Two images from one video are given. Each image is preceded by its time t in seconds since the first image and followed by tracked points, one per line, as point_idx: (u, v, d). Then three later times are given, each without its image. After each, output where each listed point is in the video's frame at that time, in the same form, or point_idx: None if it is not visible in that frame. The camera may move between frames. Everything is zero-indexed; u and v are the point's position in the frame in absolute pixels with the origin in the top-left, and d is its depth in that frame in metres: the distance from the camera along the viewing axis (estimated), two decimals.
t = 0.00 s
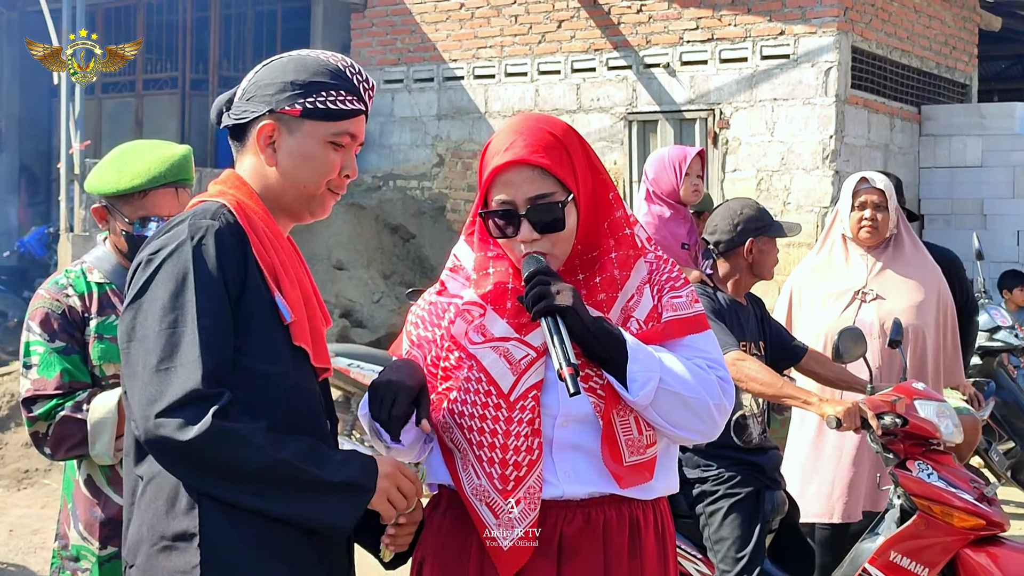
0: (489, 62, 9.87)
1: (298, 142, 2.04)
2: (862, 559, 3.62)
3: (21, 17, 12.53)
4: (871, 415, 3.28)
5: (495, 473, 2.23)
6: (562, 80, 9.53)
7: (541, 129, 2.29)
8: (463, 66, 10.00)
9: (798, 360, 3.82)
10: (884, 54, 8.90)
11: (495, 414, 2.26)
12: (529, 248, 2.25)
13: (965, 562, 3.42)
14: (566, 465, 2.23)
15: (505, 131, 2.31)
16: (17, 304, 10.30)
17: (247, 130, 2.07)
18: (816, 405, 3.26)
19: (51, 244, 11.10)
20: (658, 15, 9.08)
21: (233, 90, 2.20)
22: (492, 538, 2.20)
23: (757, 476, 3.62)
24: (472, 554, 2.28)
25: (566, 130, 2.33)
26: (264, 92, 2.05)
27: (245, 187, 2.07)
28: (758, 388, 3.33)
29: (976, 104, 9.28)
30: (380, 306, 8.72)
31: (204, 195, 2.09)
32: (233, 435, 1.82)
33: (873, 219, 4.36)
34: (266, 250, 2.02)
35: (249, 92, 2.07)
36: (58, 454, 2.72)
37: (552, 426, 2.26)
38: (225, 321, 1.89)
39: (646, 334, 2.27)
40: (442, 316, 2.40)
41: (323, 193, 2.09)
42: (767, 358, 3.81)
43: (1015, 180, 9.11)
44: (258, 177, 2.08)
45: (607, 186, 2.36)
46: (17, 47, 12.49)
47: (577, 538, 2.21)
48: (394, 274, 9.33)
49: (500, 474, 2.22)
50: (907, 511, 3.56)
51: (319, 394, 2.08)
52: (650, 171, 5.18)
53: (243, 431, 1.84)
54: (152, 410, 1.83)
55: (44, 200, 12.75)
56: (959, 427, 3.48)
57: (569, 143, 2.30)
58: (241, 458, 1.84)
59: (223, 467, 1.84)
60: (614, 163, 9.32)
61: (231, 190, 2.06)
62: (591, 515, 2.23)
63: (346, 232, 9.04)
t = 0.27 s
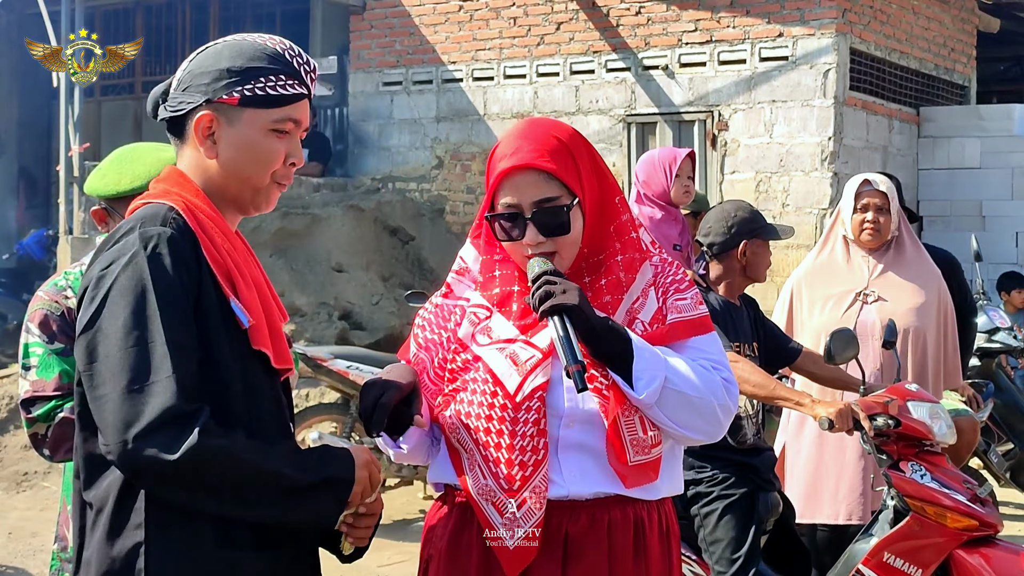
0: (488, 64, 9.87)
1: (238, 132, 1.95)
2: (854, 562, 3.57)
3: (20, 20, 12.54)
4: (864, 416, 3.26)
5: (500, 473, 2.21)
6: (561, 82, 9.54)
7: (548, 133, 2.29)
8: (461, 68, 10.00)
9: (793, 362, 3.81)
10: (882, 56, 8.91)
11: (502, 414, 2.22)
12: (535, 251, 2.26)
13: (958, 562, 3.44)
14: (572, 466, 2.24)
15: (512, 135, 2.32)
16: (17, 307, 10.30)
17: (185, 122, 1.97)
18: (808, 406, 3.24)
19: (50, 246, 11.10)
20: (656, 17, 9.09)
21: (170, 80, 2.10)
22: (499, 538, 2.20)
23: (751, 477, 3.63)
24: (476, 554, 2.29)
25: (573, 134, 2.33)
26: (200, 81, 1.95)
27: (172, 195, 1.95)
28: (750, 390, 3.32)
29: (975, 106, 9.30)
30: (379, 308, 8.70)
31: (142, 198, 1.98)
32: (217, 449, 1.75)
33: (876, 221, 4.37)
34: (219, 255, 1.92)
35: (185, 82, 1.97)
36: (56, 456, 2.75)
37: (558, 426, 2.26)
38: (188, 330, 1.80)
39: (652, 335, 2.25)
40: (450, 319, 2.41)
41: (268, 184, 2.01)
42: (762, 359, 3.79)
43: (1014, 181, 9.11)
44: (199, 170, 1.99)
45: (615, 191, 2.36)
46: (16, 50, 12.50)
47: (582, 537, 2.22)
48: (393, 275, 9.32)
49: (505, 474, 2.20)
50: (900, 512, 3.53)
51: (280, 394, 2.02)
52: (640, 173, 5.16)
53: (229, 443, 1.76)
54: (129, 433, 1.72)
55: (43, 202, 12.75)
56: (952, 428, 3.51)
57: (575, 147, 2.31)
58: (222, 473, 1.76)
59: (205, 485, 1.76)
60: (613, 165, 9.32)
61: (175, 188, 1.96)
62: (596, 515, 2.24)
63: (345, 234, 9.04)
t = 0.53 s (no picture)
0: (486, 65, 9.88)
1: (190, 129, 1.89)
2: (850, 561, 3.56)
3: (18, 21, 12.54)
4: (860, 416, 3.28)
5: (509, 472, 2.21)
6: (559, 83, 9.54)
7: (557, 132, 2.31)
8: (459, 69, 10.01)
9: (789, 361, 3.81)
10: (880, 57, 8.92)
11: (510, 414, 2.25)
12: (541, 248, 2.26)
13: (952, 562, 3.44)
14: (581, 464, 2.24)
15: (520, 134, 2.34)
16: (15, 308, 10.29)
17: (136, 121, 1.90)
18: (804, 406, 3.26)
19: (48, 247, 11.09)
20: (654, 18, 9.10)
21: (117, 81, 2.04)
22: (508, 537, 2.20)
23: (747, 476, 3.65)
24: (481, 554, 2.28)
25: (581, 135, 2.34)
26: (147, 80, 1.89)
27: (124, 203, 1.88)
28: (745, 390, 3.33)
29: (973, 107, 9.32)
30: (377, 309, 8.69)
31: (92, 205, 1.91)
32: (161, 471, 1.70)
33: (881, 222, 4.33)
34: (165, 271, 1.84)
35: (135, 78, 1.90)
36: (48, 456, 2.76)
37: (566, 425, 2.27)
38: (131, 350, 1.75)
39: (658, 335, 2.26)
40: (455, 318, 2.42)
41: (228, 182, 1.94)
42: (757, 359, 3.79)
43: (1012, 181, 9.12)
44: (153, 173, 1.92)
45: (622, 192, 2.36)
46: (14, 51, 12.49)
47: (590, 536, 2.22)
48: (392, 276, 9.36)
49: (515, 473, 2.20)
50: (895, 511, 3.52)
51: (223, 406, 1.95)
52: (635, 175, 5.21)
53: (174, 463, 1.72)
54: (72, 461, 1.68)
55: (41, 203, 12.73)
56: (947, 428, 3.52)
57: (584, 146, 2.32)
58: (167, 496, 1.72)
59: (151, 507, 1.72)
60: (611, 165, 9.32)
61: (128, 196, 1.89)
62: (604, 514, 2.24)
63: (343, 234, 9.04)
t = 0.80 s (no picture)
0: (482, 65, 9.88)
1: (162, 138, 1.86)
2: (845, 560, 3.58)
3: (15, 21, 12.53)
4: (855, 415, 3.31)
5: (512, 471, 2.21)
6: (556, 83, 9.55)
7: (561, 130, 2.31)
8: (456, 69, 10.01)
9: (785, 361, 3.81)
10: (876, 57, 8.93)
11: (513, 413, 2.25)
12: (545, 246, 2.26)
13: (947, 561, 3.44)
14: (582, 463, 2.25)
15: (524, 133, 2.34)
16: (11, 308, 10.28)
17: (109, 126, 1.87)
18: (800, 405, 3.26)
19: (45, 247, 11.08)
20: (651, 18, 9.10)
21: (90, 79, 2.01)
22: (511, 536, 2.20)
23: (743, 476, 3.66)
24: (481, 553, 2.29)
25: (585, 135, 2.35)
26: (121, 83, 1.86)
27: (94, 214, 1.81)
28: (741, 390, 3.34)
29: (969, 107, 9.33)
30: (374, 310, 8.69)
31: (58, 214, 1.84)
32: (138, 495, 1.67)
33: (884, 223, 4.33)
34: (134, 289, 1.78)
35: (110, 81, 1.88)
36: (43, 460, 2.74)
37: (569, 425, 2.27)
38: (105, 373, 1.69)
39: (658, 334, 2.26)
40: (458, 316, 2.43)
41: (200, 192, 1.92)
42: (750, 359, 3.79)
43: (1007, 181, 9.14)
44: (122, 178, 1.89)
45: (622, 193, 2.36)
46: (10, 51, 12.47)
47: (591, 534, 2.23)
48: (389, 277, 9.42)
49: (518, 472, 2.20)
50: (891, 510, 3.54)
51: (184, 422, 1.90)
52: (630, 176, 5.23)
53: (150, 489, 1.68)
54: (52, 491, 1.63)
55: (37, 203, 12.71)
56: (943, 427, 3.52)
57: (588, 147, 2.33)
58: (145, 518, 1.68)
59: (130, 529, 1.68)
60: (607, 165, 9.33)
61: (98, 204, 1.84)
62: (604, 513, 2.24)
63: (339, 235, 9.04)
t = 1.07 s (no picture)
0: (477, 65, 9.87)
1: (140, 136, 1.91)
2: (840, 558, 3.58)
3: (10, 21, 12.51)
4: (851, 414, 3.33)
5: (506, 470, 2.21)
6: (551, 83, 9.55)
7: (559, 128, 2.31)
8: (451, 69, 10.01)
9: (780, 361, 3.80)
10: (871, 56, 8.94)
11: (507, 411, 2.26)
12: (542, 243, 2.26)
13: (942, 560, 3.45)
14: (575, 463, 2.25)
15: (523, 130, 2.34)
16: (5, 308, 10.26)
17: (88, 127, 1.92)
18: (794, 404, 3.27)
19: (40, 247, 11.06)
20: (646, 18, 9.11)
21: (69, 84, 2.06)
22: (504, 534, 2.21)
23: (739, 474, 3.66)
24: (476, 552, 2.29)
25: (583, 134, 2.35)
26: (97, 85, 1.91)
27: (78, 214, 1.87)
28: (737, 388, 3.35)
29: (964, 106, 9.35)
30: (369, 309, 8.68)
31: (46, 218, 1.89)
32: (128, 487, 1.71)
33: (884, 223, 4.31)
34: (120, 284, 1.85)
35: (88, 82, 1.92)
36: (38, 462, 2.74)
37: (562, 424, 2.27)
38: (90, 370, 1.75)
39: (654, 334, 2.26)
40: (454, 314, 2.42)
41: (179, 188, 1.96)
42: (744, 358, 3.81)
43: (1002, 181, 9.15)
44: (102, 178, 1.93)
45: (620, 192, 2.36)
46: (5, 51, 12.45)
47: (585, 534, 2.22)
48: (385, 276, 9.37)
49: (511, 471, 2.20)
50: (886, 509, 3.54)
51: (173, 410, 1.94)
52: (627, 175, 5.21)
53: (142, 475, 1.72)
54: (46, 482, 1.69)
55: (32, 203, 12.69)
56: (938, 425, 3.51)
57: (586, 145, 2.33)
58: (138, 510, 1.72)
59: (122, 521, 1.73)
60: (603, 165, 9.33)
61: (84, 206, 1.89)
62: (597, 513, 2.24)
63: (335, 234, 9.03)
